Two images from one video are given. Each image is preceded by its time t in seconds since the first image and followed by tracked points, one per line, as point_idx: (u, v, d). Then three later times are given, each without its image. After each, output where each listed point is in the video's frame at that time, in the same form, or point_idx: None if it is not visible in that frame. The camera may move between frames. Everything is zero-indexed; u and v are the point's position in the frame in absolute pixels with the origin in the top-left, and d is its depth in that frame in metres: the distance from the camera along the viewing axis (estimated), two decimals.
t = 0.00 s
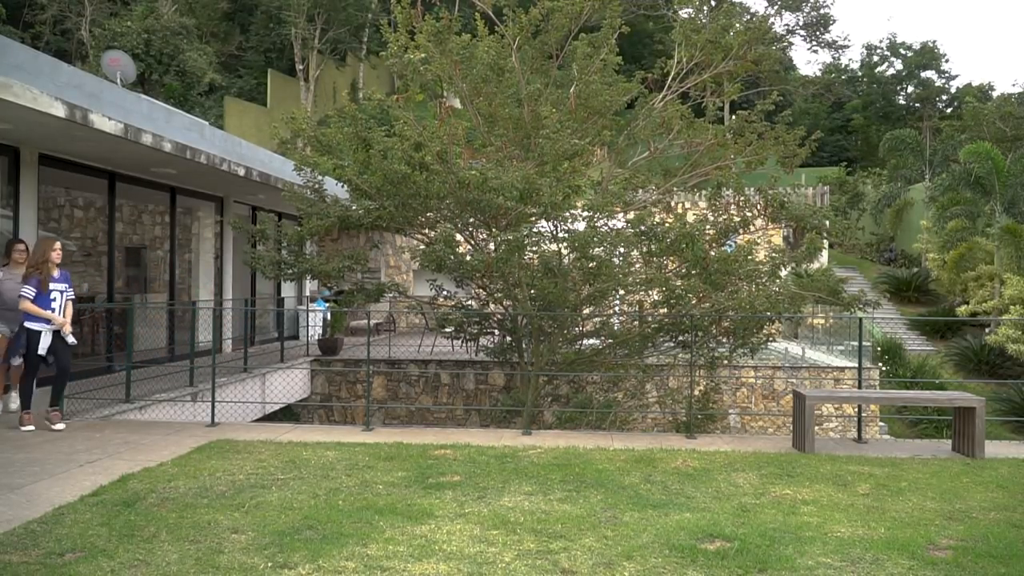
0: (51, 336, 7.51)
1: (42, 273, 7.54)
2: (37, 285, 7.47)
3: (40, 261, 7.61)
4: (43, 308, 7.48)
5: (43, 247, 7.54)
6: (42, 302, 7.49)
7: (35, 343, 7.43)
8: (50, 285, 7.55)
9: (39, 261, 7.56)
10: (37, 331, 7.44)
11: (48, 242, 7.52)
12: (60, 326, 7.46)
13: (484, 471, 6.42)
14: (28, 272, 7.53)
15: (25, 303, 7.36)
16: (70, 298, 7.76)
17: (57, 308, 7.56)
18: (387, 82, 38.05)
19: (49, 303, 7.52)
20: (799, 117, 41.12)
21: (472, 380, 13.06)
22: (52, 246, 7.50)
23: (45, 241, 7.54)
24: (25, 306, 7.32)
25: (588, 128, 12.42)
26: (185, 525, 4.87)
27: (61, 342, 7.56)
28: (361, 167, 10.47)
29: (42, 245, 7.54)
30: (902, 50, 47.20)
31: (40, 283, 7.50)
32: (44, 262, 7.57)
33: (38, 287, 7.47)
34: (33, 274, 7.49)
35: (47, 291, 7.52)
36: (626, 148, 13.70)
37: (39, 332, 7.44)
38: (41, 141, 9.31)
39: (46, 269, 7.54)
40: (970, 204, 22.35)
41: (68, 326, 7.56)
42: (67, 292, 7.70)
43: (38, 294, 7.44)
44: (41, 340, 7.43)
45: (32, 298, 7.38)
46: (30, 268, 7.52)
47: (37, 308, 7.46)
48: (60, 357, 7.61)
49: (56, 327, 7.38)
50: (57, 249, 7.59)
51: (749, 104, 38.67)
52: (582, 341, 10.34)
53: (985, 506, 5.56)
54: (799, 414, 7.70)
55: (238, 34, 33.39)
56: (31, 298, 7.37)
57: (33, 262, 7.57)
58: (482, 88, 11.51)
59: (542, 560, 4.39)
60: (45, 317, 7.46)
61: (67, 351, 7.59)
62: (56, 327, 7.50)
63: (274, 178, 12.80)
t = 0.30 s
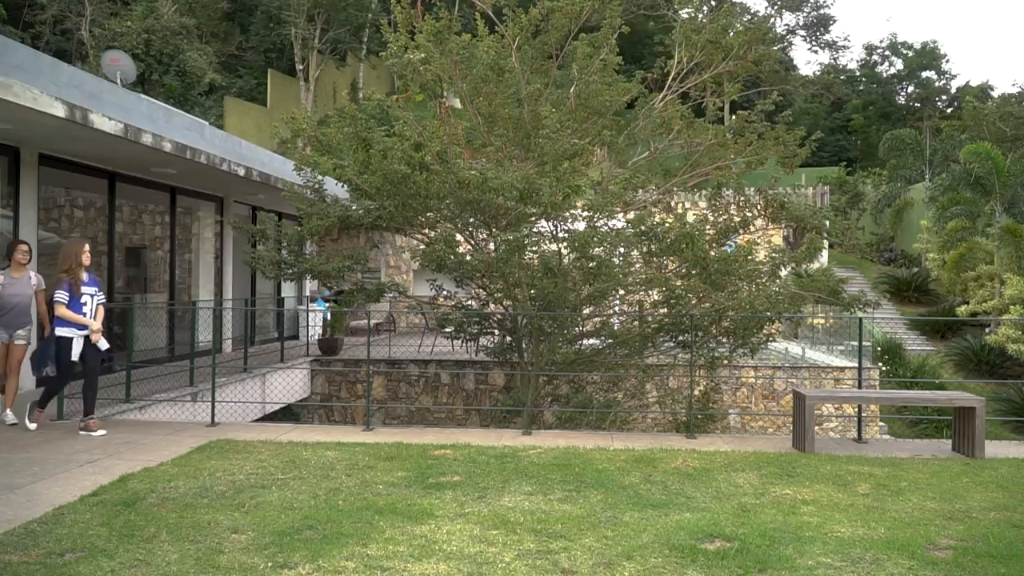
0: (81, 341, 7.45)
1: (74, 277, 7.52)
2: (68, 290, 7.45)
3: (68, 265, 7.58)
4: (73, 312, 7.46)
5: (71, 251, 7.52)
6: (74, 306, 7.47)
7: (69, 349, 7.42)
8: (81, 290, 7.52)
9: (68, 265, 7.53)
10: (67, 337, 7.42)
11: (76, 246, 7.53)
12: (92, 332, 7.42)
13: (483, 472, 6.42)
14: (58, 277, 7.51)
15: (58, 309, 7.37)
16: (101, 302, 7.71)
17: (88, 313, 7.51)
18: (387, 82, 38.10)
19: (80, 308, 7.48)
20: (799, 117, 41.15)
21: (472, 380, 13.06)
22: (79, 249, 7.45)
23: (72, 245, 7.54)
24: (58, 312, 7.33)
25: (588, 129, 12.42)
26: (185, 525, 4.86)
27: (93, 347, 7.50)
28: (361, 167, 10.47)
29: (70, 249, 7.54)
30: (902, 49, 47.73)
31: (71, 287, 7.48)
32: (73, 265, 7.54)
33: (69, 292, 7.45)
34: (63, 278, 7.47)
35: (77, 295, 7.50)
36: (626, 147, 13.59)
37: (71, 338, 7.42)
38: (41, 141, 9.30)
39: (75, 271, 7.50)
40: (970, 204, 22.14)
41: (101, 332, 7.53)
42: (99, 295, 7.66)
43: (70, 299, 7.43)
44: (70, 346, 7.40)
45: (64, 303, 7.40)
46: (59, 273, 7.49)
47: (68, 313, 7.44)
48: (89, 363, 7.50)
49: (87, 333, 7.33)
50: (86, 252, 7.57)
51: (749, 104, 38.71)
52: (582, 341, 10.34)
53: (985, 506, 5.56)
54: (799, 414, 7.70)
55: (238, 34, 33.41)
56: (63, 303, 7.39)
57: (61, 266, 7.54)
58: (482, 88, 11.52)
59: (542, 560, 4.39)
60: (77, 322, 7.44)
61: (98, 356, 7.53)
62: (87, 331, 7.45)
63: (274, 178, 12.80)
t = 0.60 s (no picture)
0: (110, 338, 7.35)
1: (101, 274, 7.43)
2: (96, 288, 7.34)
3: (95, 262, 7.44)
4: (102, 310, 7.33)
5: (102, 249, 7.38)
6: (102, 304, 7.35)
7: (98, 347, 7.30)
8: (110, 287, 7.42)
9: (96, 262, 7.40)
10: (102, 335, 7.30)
11: (107, 243, 7.39)
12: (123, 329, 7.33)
13: (483, 472, 6.42)
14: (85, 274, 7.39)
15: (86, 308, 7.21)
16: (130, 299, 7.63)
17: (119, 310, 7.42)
18: (387, 82, 38.12)
19: (109, 305, 7.37)
20: (799, 117, 41.16)
21: (472, 380, 13.06)
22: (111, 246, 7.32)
23: (104, 242, 7.39)
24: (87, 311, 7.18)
25: (588, 129, 12.41)
26: (185, 525, 4.86)
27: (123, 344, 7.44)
28: (361, 167, 10.46)
29: (101, 246, 7.39)
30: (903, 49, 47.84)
31: (99, 284, 7.37)
32: (101, 263, 7.41)
33: (98, 289, 7.34)
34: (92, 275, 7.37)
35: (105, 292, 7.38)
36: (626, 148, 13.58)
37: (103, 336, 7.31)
38: (41, 141, 9.31)
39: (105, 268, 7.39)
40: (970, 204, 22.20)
41: (130, 326, 7.51)
42: (128, 292, 7.58)
43: (99, 297, 7.31)
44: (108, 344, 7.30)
45: (92, 301, 7.26)
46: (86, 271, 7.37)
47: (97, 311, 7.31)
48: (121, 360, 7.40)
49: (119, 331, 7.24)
50: (117, 249, 7.45)
51: (749, 104, 38.72)
52: (582, 341, 10.34)
53: (985, 506, 5.56)
54: (799, 414, 7.70)
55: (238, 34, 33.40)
56: (92, 302, 7.25)
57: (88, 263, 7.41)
58: (482, 88, 11.55)
59: (542, 560, 4.39)
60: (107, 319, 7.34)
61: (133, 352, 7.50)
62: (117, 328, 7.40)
63: (273, 178, 12.81)
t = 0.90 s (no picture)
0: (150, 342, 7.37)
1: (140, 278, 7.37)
2: (138, 292, 7.32)
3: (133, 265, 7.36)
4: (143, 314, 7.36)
5: (141, 253, 7.32)
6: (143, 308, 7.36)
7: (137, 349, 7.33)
8: (150, 290, 7.40)
9: (134, 265, 7.34)
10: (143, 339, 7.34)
11: (145, 248, 7.35)
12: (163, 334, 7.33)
13: (483, 472, 6.41)
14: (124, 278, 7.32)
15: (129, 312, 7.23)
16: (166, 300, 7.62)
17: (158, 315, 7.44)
18: (387, 82, 38.12)
19: (149, 309, 7.39)
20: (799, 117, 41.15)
21: (472, 379, 13.06)
22: (151, 251, 7.31)
23: (140, 246, 7.34)
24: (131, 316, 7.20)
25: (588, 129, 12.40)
26: (185, 525, 4.86)
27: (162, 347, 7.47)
28: (361, 167, 10.46)
29: (137, 249, 7.33)
30: (904, 49, 47.73)
31: (139, 288, 7.34)
32: (139, 266, 7.36)
33: (140, 293, 7.32)
34: (130, 280, 7.29)
35: (146, 295, 7.38)
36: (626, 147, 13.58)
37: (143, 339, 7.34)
38: (42, 141, 9.31)
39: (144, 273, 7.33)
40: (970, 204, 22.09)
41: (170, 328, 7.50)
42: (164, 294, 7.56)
43: (140, 301, 7.31)
44: (148, 346, 7.31)
45: (134, 305, 7.27)
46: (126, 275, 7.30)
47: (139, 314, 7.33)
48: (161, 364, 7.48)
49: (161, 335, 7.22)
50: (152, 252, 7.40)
51: (749, 104, 38.70)
52: (582, 341, 10.35)
53: (985, 506, 5.55)
54: (799, 414, 7.70)
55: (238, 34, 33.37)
56: (134, 306, 7.25)
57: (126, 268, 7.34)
58: (482, 88, 11.55)
59: (542, 560, 4.39)
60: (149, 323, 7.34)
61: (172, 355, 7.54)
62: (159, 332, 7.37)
63: (273, 178, 12.81)
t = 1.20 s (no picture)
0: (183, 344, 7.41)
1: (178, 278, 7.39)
2: (180, 293, 7.34)
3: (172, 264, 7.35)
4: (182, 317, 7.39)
5: (183, 253, 7.33)
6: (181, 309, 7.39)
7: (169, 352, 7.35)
8: (189, 292, 7.44)
9: (174, 264, 7.31)
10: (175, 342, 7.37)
11: (189, 249, 7.38)
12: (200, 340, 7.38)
13: (483, 471, 6.42)
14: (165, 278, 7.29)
15: (172, 314, 7.25)
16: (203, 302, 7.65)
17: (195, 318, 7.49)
18: (387, 82, 38.13)
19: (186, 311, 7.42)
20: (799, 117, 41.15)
21: (472, 380, 13.07)
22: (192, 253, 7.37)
23: (183, 247, 7.35)
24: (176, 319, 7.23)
25: (588, 129, 12.39)
26: (185, 525, 4.86)
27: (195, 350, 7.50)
28: (361, 167, 10.46)
29: (178, 249, 7.33)
30: (904, 49, 47.74)
31: (180, 289, 7.36)
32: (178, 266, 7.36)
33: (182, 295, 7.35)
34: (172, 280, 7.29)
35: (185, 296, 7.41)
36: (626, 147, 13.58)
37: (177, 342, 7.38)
38: (41, 141, 9.31)
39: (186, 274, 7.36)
40: (970, 204, 22.18)
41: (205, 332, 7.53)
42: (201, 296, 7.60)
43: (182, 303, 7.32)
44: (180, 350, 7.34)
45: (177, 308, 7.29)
46: (168, 275, 7.28)
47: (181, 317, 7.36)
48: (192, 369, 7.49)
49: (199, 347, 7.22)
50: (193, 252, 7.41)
51: (749, 104, 38.71)
52: (582, 341, 10.35)
53: (985, 506, 5.56)
54: (798, 414, 7.70)
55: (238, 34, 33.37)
56: (178, 308, 7.27)
57: (166, 268, 7.31)
58: (482, 88, 11.55)
59: (542, 560, 4.39)
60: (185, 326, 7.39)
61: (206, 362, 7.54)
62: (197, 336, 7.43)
63: (273, 178, 12.81)
